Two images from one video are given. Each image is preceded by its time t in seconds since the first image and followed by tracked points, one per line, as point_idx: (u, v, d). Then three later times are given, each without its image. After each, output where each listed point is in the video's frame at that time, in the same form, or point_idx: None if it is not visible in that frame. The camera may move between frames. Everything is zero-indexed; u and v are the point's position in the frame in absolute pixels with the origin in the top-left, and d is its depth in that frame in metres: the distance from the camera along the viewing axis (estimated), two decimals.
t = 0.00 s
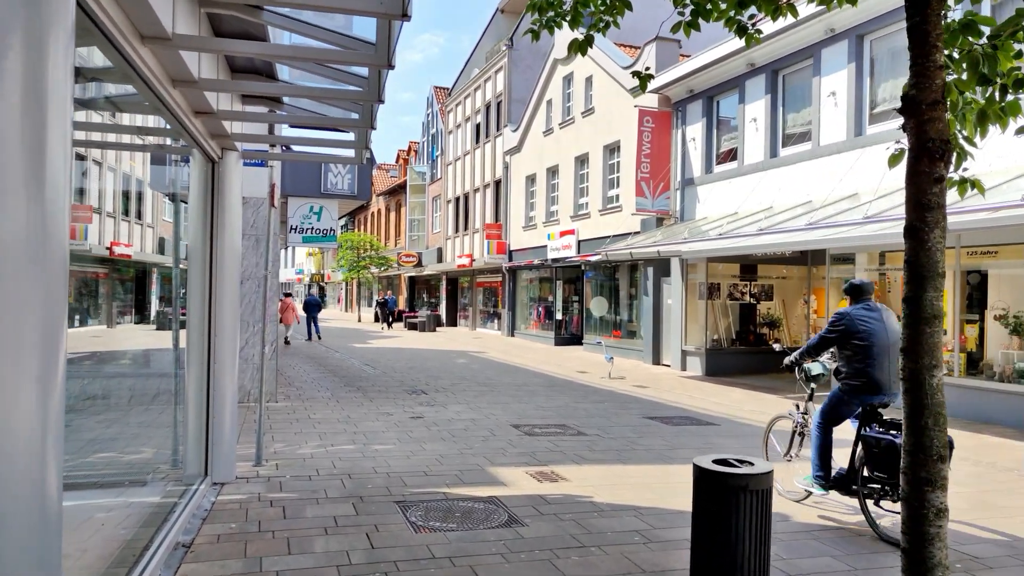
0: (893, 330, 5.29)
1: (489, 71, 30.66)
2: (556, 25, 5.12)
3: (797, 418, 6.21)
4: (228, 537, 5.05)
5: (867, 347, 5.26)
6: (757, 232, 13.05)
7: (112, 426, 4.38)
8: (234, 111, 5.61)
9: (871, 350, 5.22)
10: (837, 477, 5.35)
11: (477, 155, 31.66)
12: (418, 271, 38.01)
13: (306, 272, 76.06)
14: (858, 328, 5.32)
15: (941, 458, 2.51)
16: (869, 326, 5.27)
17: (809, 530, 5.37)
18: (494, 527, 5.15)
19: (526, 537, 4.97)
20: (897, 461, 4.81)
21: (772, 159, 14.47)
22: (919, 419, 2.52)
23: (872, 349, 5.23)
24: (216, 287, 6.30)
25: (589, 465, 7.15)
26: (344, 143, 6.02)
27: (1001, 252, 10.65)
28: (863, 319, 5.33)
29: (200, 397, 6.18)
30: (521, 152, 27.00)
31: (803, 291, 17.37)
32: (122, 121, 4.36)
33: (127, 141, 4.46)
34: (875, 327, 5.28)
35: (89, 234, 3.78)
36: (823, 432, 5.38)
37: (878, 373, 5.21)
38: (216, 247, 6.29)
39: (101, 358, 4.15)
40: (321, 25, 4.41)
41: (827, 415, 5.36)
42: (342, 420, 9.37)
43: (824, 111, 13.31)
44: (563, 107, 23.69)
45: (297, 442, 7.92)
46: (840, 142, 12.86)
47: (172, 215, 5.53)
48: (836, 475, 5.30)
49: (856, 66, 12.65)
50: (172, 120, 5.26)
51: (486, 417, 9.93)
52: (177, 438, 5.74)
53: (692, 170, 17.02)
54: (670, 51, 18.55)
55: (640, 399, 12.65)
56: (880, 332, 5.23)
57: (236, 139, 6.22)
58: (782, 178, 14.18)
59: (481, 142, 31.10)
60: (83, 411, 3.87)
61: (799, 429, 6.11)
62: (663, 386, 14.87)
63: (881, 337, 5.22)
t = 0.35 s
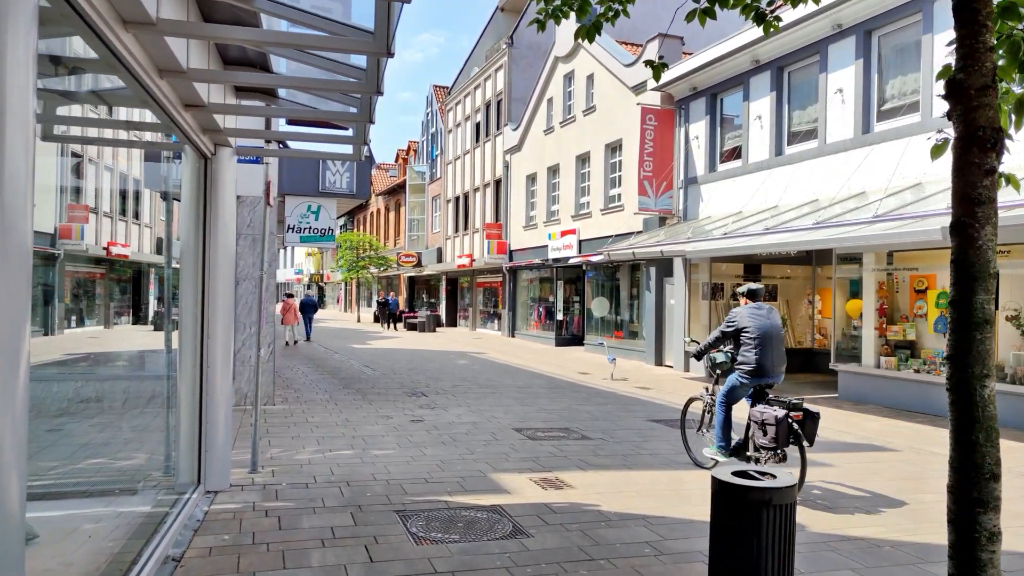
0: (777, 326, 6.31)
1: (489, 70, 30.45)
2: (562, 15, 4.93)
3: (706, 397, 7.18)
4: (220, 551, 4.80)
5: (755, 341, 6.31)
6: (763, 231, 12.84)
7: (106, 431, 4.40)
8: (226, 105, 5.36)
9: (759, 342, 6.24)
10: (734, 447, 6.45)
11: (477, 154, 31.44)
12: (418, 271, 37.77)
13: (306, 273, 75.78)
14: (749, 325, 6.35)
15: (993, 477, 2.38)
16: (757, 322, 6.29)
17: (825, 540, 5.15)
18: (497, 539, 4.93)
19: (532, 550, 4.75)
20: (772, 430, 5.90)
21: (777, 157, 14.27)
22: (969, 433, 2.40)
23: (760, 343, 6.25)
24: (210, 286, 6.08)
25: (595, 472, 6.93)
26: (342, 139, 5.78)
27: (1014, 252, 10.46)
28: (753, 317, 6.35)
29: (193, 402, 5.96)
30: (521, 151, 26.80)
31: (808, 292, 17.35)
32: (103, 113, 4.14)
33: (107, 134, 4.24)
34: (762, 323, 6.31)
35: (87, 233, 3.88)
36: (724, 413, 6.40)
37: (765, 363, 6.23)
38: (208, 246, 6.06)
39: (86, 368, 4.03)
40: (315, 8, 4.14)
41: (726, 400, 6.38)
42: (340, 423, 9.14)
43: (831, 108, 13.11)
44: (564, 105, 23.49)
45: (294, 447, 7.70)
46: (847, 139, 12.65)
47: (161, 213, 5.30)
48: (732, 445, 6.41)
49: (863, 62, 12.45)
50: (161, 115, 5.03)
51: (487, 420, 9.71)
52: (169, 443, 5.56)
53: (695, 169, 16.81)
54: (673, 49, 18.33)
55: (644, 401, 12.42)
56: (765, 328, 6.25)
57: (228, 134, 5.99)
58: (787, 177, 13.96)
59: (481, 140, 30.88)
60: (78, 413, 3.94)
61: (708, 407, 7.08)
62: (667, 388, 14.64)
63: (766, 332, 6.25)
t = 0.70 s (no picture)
0: (696, 320, 7.55)
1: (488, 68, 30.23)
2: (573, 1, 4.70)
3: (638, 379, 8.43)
4: (215, 562, 4.53)
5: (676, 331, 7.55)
6: (770, 229, 12.63)
7: (98, 436, 4.42)
8: (221, 95, 5.09)
9: (681, 333, 7.45)
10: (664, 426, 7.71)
11: (477, 153, 31.21)
12: (418, 271, 37.55)
13: (305, 273, 75.50)
14: (674, 318, 7.57)
15: None
16: (679, 317, 7.51)
17: (848, 550, 4.92)
18: (506, 550, 4.70)
19: (542, 561, 4.52)
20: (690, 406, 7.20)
21: (783, 154, 14.05)
22: None
23: (682, 333, 7.48)
24: (205, 286, 5.86)
25: (604, 477, 6.71)
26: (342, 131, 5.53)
27: None
28: (676, 312, 7.58)
29: (188, 406, 5.73)
30: (521, 150, 26.59)
31: (812, 290, 17.24)
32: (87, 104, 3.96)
33: (91, 124, 4.04)
34: (683, 317, 7.52)
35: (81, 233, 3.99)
36: (653, 393, 7.64)
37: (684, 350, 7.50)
38: (204, 243, 5.84)
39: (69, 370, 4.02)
40: None
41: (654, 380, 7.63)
42: (340, 426, 8.92)
43: (839, 104, 12.89)
44: (565, 103, 23.27)
45: (293, 451, 7.47)
46: (855, 136, 12.43)
47: (152, 210, 5.06)
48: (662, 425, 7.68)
49: (872, 57, 12.23)
50: (154, 106, 4.79)
51: (491, 423, 9.49)
52: (163, 448, 5.35)
53: (699, 167, 16.59)
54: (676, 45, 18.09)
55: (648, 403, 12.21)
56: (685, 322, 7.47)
57: (224, 127, 5.75)
58: (794, 175, 13.72)
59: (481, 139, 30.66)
60: (70, 417, 4.08)
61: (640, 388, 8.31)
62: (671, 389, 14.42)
63: (686, 325, 7.47)
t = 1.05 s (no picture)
0: (632, 316, 8.65)
1: (489, 66, 30.01)
2: None
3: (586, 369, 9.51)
4: None
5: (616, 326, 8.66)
6: (778, 229, 12.40)
7: (93, 440, 4.17)
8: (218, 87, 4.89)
9: (618, 327, 8.56)
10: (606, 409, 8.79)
11: (477, 151, 30.99)
12: (417, 270, 37.34)
13: (304, 272, 75.18)
14: (613, 315, 8.66)
15: None
16: (617, 313, 8.61)
17: (873, 563, 4.71)
18: (515, 562, 4.51)
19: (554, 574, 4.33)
20: (626, 390, 8.25)
21: (790, 153, 13.85)
22: None
23: (620, 328, 8.58)
24: (202, 286, 5.65)
25: (613, 483, 6.51)
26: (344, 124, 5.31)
27: None
28: (615, 310, 8.68)
29: (184, 411, 5.51)
30: (522, 149, 26.40)
31: (817, 291, 17.08)
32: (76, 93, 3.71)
33: (81, 116, 3.78)
34: (621, 314, 8.63)
35: (78, 232, 3.73)
36: (596, 380, 8.72)
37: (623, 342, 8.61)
38: (201, 241, 5.63)
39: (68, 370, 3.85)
40: None
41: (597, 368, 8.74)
42: (340, 429, 8.72)
43: (847, 101, 12.70)
44: (566, 101, 23.07)
45: (292, 456, 7.27)
46: (864, 134, 12.24)
47: (147, 206, 4.84)
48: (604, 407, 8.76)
49: (881, 54, 12.05)
50: (147, 96, 4.57)
51: (495, 426, 9.30)
52: (158, 454, 5.13)
53: (703, 166, 16.39)
54: (680, 42, 17.87)
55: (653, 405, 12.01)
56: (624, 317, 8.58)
57: (221, 120, 5.55)
58: (802, 173, 13.51)
59: (482, 138, 30.45)
60: (63, 419, 3.79)
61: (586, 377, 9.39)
62: (676, 391, 14.24)
63: (625, 319, 8.58)
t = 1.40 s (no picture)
0: (586, 313, 9.79)
1: (490, 65, 29.78)
2: None
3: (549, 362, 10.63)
4: None
5: (573, 322, 9.76)
6: (787, 227, 12.16)
7: (85, 445, 4.02)
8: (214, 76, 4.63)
9: (572, 324, 9.70)
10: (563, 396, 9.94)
11: (479, 150, 30.76)
12: (418, 270, 37.11)
13: (304, 273, 74.91)
14: (569, 313, 9.80)
15: None
16: (572, 311, 9.76)
17: None
18: None
19: None
20: (579, 378, 9.40)
21: (798, 150, 13.63)
22: None
23: (575, 324, 9.72)
24: (198, 285, 5.41)
25: (625, 490, 6.28)
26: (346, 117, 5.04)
27: None
28: (571, 308, 9.83)
29: (179, 416, 5.28)
30: (524, 148, 26.18)
31: (824, 291, 16.90)
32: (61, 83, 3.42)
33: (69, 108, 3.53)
34: (576, 312, 9.77)
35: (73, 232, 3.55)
36: (554, 370, 9.86)
37: (579, 336, 9.72)
38: (196, 239, 5.38)
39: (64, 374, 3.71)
40: None
41: (556, 359, 9.86)
42: (341, 434, 8.49)
43: (856, 97, 12.47)
44: (569, 99, 22.85)
45: (292, 461, 7.03)
46: (874, 130, 12.01)
47: (140, 202, 4.60)
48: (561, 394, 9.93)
49: (892, 49, 11.82)
50: (140, 88, 4.34)
51: (500, 429, 9.07)
52: (152, 462, 4.90)
53: (708, 164, 16.16)
54: (685, 39, 17.63)
55: (660, 407, 11.78)
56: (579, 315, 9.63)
57: (218, 113, 5.32)
58: (811, 171, 13.25)
59: (483, 137, 30.22)
60: (57, 423, 3.67)
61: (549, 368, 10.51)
62: (682, 392, 14.02)
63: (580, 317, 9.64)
